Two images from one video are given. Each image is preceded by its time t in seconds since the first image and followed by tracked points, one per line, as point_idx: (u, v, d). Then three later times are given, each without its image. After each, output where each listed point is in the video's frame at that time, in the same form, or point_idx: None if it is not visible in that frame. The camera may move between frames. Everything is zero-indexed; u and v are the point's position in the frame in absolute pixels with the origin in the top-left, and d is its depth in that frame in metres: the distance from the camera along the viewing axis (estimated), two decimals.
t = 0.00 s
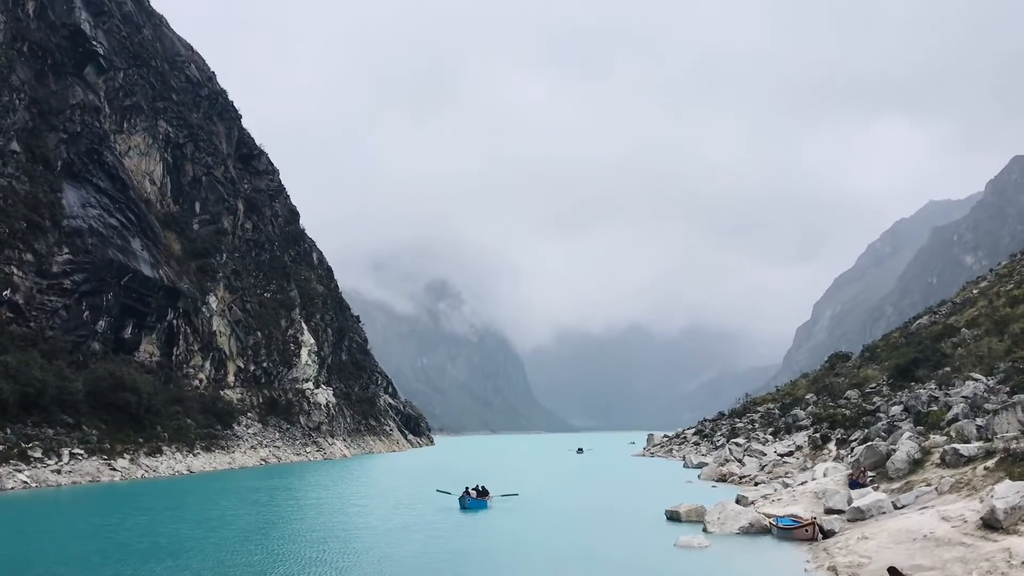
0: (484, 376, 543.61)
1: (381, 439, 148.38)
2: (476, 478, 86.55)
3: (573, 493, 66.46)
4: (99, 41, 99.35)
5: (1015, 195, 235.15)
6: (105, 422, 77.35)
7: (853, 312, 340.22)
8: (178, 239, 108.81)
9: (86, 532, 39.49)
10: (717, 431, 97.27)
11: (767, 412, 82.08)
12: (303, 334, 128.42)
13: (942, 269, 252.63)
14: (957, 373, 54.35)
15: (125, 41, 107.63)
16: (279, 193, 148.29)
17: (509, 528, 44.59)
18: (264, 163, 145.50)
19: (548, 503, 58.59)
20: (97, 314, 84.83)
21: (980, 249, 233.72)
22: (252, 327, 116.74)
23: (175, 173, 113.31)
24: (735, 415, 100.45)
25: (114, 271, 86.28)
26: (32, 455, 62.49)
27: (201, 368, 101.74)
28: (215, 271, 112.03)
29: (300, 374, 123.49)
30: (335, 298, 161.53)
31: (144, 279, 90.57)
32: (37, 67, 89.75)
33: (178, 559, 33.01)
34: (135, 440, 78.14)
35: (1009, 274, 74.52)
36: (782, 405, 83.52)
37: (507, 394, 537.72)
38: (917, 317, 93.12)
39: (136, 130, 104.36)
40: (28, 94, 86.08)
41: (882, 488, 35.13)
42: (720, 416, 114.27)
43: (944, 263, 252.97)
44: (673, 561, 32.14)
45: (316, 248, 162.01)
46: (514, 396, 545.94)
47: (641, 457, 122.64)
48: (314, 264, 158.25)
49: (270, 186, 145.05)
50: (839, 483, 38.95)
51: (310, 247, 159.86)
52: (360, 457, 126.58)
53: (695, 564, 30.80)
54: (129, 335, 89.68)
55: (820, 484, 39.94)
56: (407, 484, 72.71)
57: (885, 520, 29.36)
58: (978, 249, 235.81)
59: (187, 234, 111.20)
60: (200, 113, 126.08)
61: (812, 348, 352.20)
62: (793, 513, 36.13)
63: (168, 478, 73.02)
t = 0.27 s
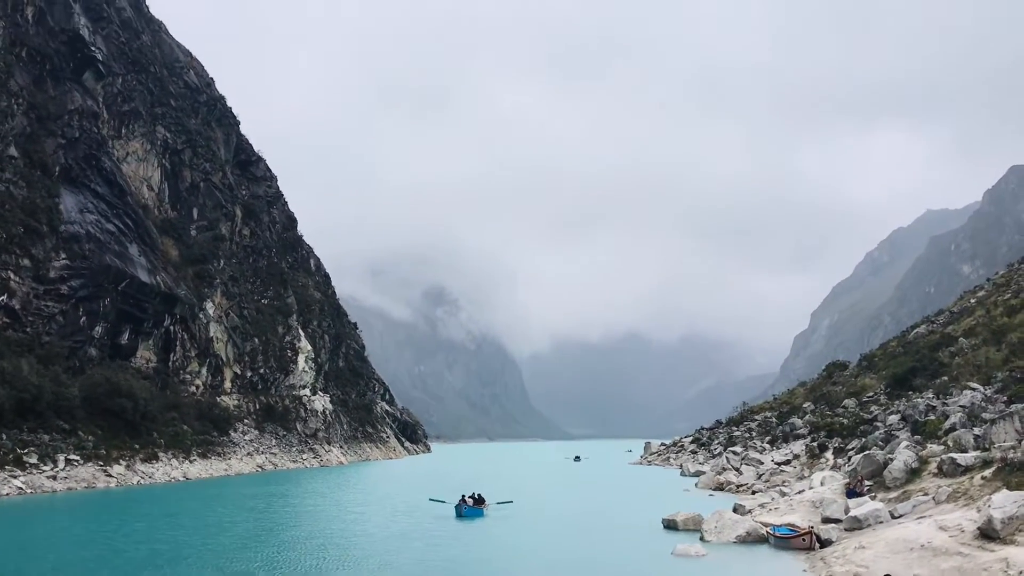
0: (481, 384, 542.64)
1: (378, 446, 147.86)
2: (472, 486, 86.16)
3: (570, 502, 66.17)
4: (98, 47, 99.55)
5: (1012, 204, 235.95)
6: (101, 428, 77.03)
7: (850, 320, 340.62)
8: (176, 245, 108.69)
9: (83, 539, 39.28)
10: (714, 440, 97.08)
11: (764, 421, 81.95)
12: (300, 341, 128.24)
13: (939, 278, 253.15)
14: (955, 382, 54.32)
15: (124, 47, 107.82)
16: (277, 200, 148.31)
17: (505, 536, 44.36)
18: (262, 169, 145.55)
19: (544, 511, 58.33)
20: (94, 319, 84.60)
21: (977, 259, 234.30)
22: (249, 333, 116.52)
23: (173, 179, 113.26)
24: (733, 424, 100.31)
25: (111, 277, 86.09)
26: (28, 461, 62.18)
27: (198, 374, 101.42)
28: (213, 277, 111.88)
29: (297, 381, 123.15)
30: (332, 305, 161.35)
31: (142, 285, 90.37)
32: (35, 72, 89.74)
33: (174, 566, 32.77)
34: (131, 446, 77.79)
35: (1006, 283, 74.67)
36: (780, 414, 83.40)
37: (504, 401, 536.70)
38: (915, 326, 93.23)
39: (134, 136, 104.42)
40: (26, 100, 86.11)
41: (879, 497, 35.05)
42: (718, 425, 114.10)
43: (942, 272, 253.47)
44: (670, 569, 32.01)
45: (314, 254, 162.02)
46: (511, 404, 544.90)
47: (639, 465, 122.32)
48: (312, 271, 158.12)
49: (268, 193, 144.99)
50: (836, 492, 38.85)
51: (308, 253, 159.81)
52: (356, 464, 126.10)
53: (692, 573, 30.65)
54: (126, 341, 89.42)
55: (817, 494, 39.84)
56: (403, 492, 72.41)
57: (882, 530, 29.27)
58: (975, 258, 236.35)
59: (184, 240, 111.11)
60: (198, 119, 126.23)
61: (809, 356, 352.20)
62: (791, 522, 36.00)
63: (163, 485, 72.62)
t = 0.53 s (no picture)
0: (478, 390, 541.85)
1: (375, 452, 147.50)
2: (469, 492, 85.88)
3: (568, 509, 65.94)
4: (97, 52, 99.63)
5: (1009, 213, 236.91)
6: (97, 433, 76.73)
7: (847, 328, 341.10)
8: (174, 250, 108.60)
9: (79, 544, 39.02)
10: (712, 447, 96.98)
11: (762, 428, 81.89)
12: (297, 346, 128.14)
13: (937, 286, 253.84)
14: (952, 390, 54.35)
15: (123, 52, 107.97)
16: (275, 205, 148.33)
17: (502, 543, 44.15)
18: (260, 175, 145.57)
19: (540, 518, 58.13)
20: (92, 324, 84.39)
21: (974, 267, 234.98)
22: (247, 338, 116.32)
23: (171, 183, 113.17)
24: (730, 431, 100.25)
25: (109, 282, 85.91)
26: (24, 466, 61.88)
27: (195, 380, 101.14)
28: (211, 282, 111.75)
29: (294, 387, 122.89)
30: (330, 310, 161.20)
31: (139, 290, 90.18)
32: (34, 77, 89.68)
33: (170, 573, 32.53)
34: (127, 452, 77.49)
35: (1003, 291, 74.88)
36: (777, 421, 83.38)
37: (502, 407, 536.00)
38: (912, 334, 93.41)
39: (132, 141, 104.46)
40: (25, 105, 86.13)
41: (876, 505, 35.01)
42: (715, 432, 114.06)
43: (939, 280, 254.16)
44: None
45: (311, 260, 162.02)
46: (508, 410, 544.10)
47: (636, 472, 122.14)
48: (309, 276, 158.03)
49: (266, 198, 144.91)
50: (833, 500, 38.81)
51: (305, 258, 159.79)
52: (353, 470, 125.76)
53: None
54: (123, 346, 89.19)
55: (815, 501, 39.77)
56: (400, 498, 72.16)
57: (879, 538, 29.21)
58: (973, 266, 237.04)
59: (182, 245, 111.02)
60: (197, 124, 126.33)
61: (807, 363, 352.42)
62: (788, 530, 35.91)
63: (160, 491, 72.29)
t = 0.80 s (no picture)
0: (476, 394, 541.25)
1: (373, 456, 147.21)
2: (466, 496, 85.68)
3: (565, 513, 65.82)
4: (96, 55, 99.63)
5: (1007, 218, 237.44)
6: (94, 436, 76.47)
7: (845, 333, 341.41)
8: (172, 253, 108.50)
9: (76, 548, 38.84)
10: (710, 451, 96.91)
11: (760, 432, 81.87)
12: (295, 350, 128.01)
13: (935, 291, 254.19)
14: (950, 395, 54.38)
15: (122, 55, 108.00)
16: (273, 208, 148.22)
17: (499, 547, 44.02)
18: (258, 178, 145.44)
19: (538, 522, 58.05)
20: (89, 327, 84.24)
21: (972, 272, 235.31)
22: (245, 341, 116.16)
23: (170, 186, 113.03)
24: (728, 435, 100.24)
25: (107, 284, 85.68)
26: (20, 468, 61.67)
27: (192, 383, 100.92)
28: (208, 285, 111.61)
29: (291, 390, 122.67)
30: (327, 313, 161.02)
31: (137, 293, 89.98)
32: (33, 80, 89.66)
33: None
34: (125, 455, 77.23)
35: (1001, 296, 74.98)
36: (775, 425, 83.37)
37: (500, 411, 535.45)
38: (909, 339, 93.56)
39: (131, 144, 104.45)
40: (23, 107, 86.12)
41: (874, 510, 34.98)
42: (713, 436, 114.01)
43: (937, 285, 254.50)
44: None
45: (309, 263, 161.92)
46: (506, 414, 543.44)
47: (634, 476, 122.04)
48: (307, 279, 157.87)
49: (264, 202, 144.78)
50: (831, 505, 38.81)
51: (303, 262, 159.70)
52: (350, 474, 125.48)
53: None
54: (120, 349, 88.97)
55: (813, 506, 39.75)
56: (397, 502, 71.99)
57: (877, 542, 29.19)
58: (971, 272, 237.40)
59: (180, 248, 110.89)
60: (196, 127, 126.33)
61: (805, 368, 352.56)
62: (786, 534, 35.87)
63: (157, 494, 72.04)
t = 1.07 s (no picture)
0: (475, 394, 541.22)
1: (371, 456, 147.16)
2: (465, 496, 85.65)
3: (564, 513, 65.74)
4: (95, 55, 99.57)
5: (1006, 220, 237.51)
6: (93, 437, 76.38)
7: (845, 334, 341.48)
8: (171, 253, 108.42)
9: (74, 548, 38.78)
10: (709, 452, 96.87)
11: (759, 434, 81.86)
12: (294, 350, 127.94)
13: (934, 293, 254.17)
14: (949, 396, 54.38)
15: (121, 55, 107.97)
16: (273, 209, 148.17)
17: (498, 547, 44.00)
18: (258, 178, 145.34)
19: (537, 523, 58.03)
20: (88, 327, 84.14)
21: (972, 275, 235.27)
22: (243, 341, 116.10)
23: (169, 186, 112.91)
24: (727, 436, 100.26)
25: (106, 284, 85.50)
26: (19, 468, 61.62)
27: (191, 383, 100.84)
28: (208, 285, 111.54)
29: (290, 390, 122.61)
30: (326, 314, 160.95)
31: (136, 293, 89.82)
32: (32, 80, 89.62)
33: None
34: (123, 455, 77.12)
35: (1000, 298, 74.93)
36: (774, 427, 83.35)
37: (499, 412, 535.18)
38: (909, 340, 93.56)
39: (130, 144, 104.37)
40: (23, 107, 86.07)
41: (873, 511, 34.96)
42: (712, 437, 113.96)
43: (936, 287, 254.51)
44: None
45: (308, 264, 161.89)
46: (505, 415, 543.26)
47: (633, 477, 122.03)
48: (307, 280, 157.83)
49: (264, 202, 144.72)
50: (830, 506, 38.80)
51: (303, 262, 159.65)
52: (349, 475, 125.40)
53: None
54: (119, 350, 88.84)
55: (812, 507, 39.74)
56: (396, 503, 71.96)
57: (876, 544, 29.17)
58: (970, 274, 237.35)
59: (179, 248, 110.82)
60: (195, 127, 126.29)
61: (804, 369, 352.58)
62: (784, 536, 35.88)
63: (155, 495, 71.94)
